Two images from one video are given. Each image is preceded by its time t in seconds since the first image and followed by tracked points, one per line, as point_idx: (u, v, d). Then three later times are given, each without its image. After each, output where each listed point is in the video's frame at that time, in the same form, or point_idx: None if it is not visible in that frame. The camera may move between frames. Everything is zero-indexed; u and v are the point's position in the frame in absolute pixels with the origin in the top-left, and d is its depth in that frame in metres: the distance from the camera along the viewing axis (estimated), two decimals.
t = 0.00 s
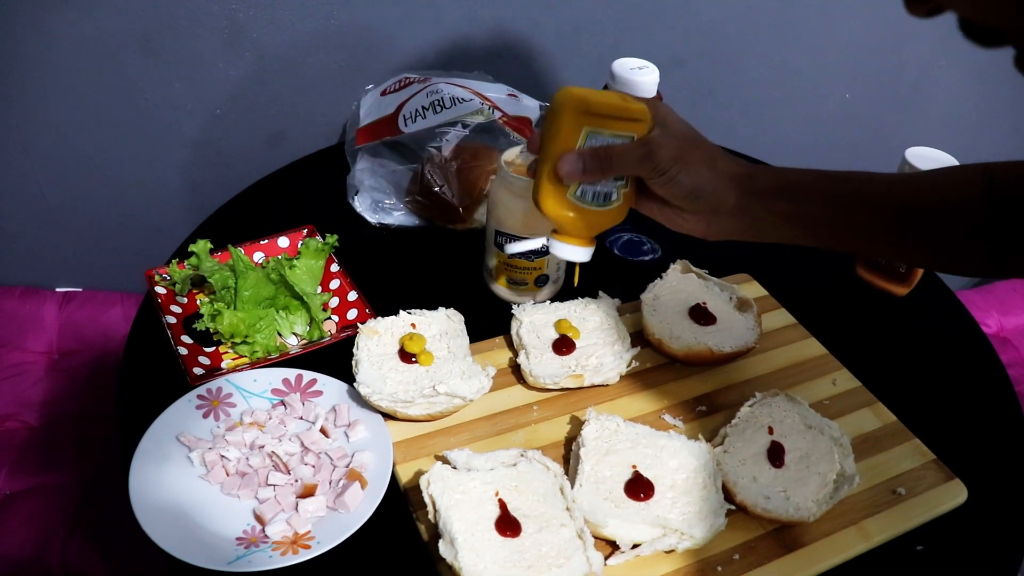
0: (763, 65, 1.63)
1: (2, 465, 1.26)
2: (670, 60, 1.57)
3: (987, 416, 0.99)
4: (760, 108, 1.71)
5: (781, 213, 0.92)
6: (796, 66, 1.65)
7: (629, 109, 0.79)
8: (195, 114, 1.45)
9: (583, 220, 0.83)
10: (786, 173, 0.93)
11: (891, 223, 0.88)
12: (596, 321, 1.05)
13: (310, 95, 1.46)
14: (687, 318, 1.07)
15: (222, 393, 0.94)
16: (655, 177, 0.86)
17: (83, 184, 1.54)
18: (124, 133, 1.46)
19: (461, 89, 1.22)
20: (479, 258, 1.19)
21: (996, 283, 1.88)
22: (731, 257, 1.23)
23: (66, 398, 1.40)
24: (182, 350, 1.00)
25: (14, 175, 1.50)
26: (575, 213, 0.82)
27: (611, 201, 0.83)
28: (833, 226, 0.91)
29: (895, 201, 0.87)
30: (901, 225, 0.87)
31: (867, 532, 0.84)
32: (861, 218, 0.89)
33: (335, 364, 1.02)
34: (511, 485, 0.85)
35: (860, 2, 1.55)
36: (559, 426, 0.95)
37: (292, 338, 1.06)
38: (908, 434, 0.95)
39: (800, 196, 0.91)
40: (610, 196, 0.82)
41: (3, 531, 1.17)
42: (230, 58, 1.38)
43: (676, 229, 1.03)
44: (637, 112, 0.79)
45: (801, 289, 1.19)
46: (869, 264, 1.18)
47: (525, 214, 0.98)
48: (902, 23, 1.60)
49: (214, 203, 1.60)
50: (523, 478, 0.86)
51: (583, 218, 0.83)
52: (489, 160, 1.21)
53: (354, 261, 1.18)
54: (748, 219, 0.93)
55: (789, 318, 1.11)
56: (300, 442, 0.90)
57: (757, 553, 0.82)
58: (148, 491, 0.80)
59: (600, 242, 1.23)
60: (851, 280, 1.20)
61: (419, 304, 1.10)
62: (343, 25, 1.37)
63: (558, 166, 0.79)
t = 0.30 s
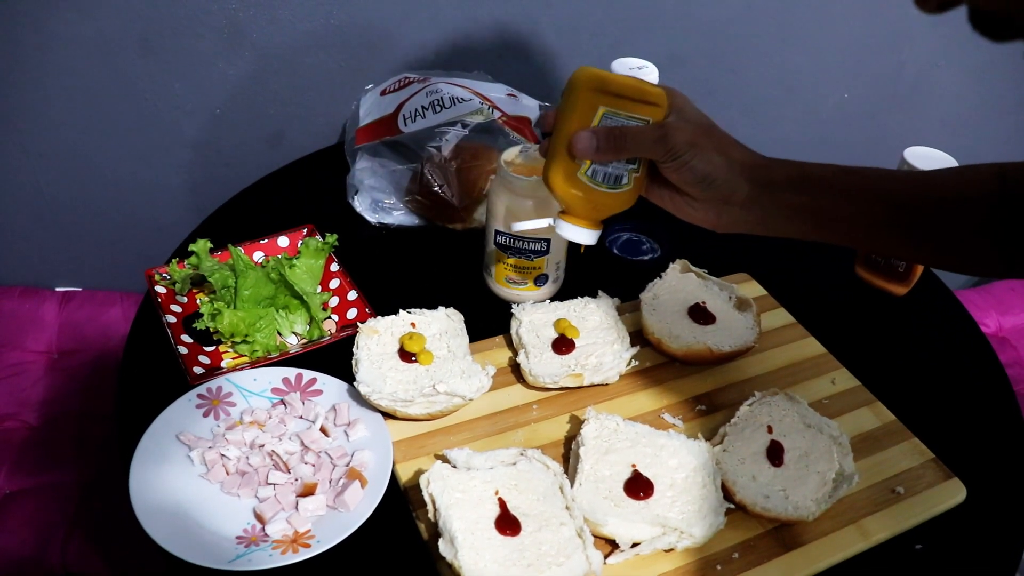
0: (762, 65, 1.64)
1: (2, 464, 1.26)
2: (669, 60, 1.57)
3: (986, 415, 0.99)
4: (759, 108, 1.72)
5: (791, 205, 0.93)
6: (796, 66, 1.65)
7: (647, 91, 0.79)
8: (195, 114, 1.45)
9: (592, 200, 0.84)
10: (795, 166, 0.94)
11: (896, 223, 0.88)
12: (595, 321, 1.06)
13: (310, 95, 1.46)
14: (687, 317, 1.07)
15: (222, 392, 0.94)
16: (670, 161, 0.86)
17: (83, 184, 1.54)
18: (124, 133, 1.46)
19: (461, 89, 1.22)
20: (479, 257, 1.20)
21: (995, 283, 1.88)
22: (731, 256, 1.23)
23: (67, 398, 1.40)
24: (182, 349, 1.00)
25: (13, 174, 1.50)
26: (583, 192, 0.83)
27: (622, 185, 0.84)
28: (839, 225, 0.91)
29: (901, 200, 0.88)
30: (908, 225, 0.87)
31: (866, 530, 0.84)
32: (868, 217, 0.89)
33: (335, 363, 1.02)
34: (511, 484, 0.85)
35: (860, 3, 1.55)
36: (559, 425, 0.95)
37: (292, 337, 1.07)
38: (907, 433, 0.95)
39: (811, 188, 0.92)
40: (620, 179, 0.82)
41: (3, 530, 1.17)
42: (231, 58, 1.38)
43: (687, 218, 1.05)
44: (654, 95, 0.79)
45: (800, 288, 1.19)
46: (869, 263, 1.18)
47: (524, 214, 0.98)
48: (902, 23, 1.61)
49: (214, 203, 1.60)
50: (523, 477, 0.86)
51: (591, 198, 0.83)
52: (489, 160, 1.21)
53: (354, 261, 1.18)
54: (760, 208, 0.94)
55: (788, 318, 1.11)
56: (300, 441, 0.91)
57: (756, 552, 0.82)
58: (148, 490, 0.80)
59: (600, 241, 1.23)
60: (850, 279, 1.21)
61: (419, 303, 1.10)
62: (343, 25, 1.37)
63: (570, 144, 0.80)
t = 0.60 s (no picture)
0: (763, 67, 1.64)
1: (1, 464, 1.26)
2: (670, 61, 1.57)
3: (985, 418, 0.99)
4: (760, 110, 1.72)
5: (798, 199, 0.93)
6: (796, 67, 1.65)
7: (656, 81, 0.80)
8: (196, 114, 1.45)
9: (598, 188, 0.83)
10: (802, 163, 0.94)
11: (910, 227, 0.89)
12: (595, 322, 1.05)
13: (311, 96, 1.46)
14: (686, 319, 1.07)
15: (222, 392, 0.94)
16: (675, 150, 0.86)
17: (83, 183, 1.54)
18: (124, 132, 1.46)
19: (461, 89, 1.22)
20: (479, 258, 1.19)
21: (994, 285, 1.88)
22: (731, 258, 1.23)
23: (66, 396, 1.40)
24: (182, 349, 1.00)
25: (13, 173, 1.50)
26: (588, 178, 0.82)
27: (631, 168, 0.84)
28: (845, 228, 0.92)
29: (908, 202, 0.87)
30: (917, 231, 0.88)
31: (865, 533, 0.84)
32: (870, 217, 0.89)
33: (334, 364, 1.02)
34: (510, 485, 0.85)
35: (861, 5, 1.55)
36: (559, 427, 0.95)
37: (292, 338, 1.07)
38: (906, 435, 0.95)
39: (816, 183, 0.92)
40: (624, 168, 0.82)
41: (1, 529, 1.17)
42: (232, 57, 1.38)
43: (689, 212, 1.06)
44: (663, 86, 0.80)
45: (801, 291, 1.19)
46: (868, 266, 1.18)
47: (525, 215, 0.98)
48: (902, 25, 1.61)
49: (213, 203, 1.60)
50: (522, 478, 0.86)
51: (596, 185, 0.83)
52: (489, 160, 1.21)
53: (354, 261, 1.18)
54: (764, 201, 0.94)
55: (788, 320, 1.11)
56: (300, 441, 0.91)
57: (755, 554, 0.82)
58: (147, 490, 0.80)
59: (600, 243, 1.23)
60: (850, 281, 1.21)
61: (419, 304, 1.10)
62: (344, 26, 1.37)
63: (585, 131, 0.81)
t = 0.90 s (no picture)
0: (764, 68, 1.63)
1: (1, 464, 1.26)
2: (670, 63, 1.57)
3: (987, 423, 0.99)
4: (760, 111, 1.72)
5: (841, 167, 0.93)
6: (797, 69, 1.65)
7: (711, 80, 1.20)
8: (197, 114, 1.45)
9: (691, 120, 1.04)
10: (854, 153, 0.94)
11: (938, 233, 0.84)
12: (596, 323, 1.05)
13: (311, 97, 1.46)
14: (687, 320, 1.07)
15: (222, 393, 0.94)
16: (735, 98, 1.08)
17: (83, 183, 1.54)
18: (125, 133, 1.46)
19: (462, 91, 1.25)
20: (480, 259, 1.19)
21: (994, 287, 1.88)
22: (732, 259, 1.23)
23: (67, 397, 1.40)
24: (182, 350, 1.00)
25: (13, 173, 1.50)
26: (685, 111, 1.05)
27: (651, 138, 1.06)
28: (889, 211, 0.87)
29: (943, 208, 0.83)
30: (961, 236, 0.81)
31: (865, 535, 0.84)
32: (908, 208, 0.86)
33: (334, 365, 1.02)
34: (510, 487, 0.85)
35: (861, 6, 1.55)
36: (560, 428, 0.95)
37: (292, 339, 1.07)
38: (906, 437, 0.95)
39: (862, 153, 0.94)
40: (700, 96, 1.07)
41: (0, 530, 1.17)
42: (233, 58, 1.38)
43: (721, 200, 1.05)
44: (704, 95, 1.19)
45: (802, 293, 1.19)
46: (869, 268, 1.18)
47: (525, 216, 0.98)
48: (906, 29, 1.57)
49: (214, 203, 1.60)
50: (522, 480, 0.86)
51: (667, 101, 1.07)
52: (490, 162, 1.22)
53: (355, 262, 1.18)
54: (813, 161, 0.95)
55: (788, 322, 1.11)
56: (300, 442, 0.91)
57: (755, 556, 0.82)
58: (147, 491, 0.80)
59: (601, 245, 1.23)
60: (852, 284, 1.20)
61: (420, 305, 1.10)
62: (345, 26, 1.37)
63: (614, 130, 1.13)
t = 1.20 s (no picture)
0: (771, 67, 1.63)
1: (10, 464, 1.27)
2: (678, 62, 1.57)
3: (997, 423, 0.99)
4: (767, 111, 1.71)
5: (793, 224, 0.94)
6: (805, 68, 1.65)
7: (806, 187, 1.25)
8: (204, 116, 1.45)
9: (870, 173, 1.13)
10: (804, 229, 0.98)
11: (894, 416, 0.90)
12: (604, 323, 1.06)
13: (319, 97, 1.46)
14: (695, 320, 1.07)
15: (230, 393, 0.94)
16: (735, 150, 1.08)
17: (91, 184, 1.54)
18: (132, 134, 1.47)
19: (470, 91, 1.26)
20: (487, 260, 1.19)
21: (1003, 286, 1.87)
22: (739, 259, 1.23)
23: (75, 398, 1.40)
24: (190, 350, 1.00)
25: (20, 174, 1.51)
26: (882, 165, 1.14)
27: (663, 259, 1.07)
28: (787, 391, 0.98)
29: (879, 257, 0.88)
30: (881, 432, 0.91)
31: (875, 536, 0.84)
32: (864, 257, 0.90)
33: (343, 365, 1.02)
34: (519, 486, 0.85)
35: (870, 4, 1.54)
36: (567, 428, 0.95)
37: (301, 339, 1.07)
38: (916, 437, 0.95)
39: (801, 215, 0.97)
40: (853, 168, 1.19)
41: (10, 530, 1.17)
42: (240, 59, 1.38)
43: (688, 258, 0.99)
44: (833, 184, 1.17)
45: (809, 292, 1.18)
46: (879, 268, 1.17)
47: (532, 216, 0.98)
48: (915, 28, 1.55)
49: (221, 204, 1.61)
50: (531, 480, 0.86)
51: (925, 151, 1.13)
52: (496, 161, 1.21)
53: (361, 262, 1.18)
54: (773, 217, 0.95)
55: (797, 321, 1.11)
56: (308, 442, 0.91)
57: (764, 556, 0.82)
58: (157, 491, 0.81)
59: (608, 245, 1.23)
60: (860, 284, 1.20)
61: (427, 304, 1.11)
62: (352, 27, 1.37)
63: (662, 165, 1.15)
